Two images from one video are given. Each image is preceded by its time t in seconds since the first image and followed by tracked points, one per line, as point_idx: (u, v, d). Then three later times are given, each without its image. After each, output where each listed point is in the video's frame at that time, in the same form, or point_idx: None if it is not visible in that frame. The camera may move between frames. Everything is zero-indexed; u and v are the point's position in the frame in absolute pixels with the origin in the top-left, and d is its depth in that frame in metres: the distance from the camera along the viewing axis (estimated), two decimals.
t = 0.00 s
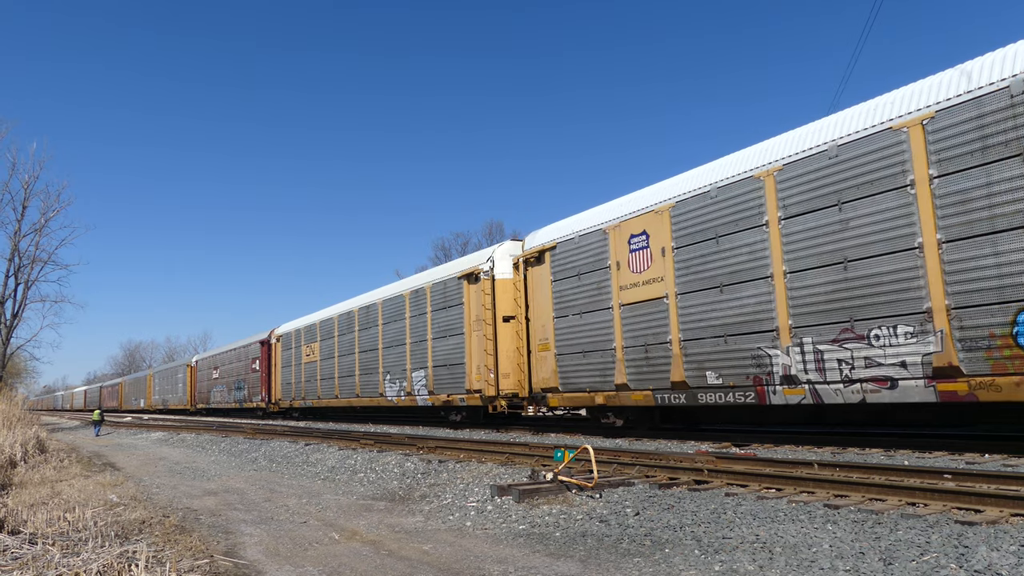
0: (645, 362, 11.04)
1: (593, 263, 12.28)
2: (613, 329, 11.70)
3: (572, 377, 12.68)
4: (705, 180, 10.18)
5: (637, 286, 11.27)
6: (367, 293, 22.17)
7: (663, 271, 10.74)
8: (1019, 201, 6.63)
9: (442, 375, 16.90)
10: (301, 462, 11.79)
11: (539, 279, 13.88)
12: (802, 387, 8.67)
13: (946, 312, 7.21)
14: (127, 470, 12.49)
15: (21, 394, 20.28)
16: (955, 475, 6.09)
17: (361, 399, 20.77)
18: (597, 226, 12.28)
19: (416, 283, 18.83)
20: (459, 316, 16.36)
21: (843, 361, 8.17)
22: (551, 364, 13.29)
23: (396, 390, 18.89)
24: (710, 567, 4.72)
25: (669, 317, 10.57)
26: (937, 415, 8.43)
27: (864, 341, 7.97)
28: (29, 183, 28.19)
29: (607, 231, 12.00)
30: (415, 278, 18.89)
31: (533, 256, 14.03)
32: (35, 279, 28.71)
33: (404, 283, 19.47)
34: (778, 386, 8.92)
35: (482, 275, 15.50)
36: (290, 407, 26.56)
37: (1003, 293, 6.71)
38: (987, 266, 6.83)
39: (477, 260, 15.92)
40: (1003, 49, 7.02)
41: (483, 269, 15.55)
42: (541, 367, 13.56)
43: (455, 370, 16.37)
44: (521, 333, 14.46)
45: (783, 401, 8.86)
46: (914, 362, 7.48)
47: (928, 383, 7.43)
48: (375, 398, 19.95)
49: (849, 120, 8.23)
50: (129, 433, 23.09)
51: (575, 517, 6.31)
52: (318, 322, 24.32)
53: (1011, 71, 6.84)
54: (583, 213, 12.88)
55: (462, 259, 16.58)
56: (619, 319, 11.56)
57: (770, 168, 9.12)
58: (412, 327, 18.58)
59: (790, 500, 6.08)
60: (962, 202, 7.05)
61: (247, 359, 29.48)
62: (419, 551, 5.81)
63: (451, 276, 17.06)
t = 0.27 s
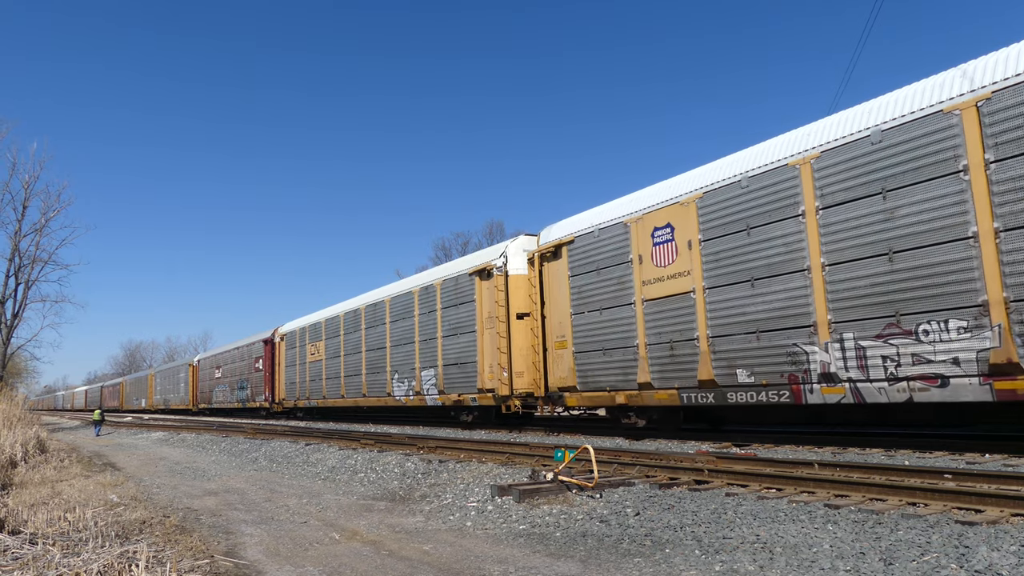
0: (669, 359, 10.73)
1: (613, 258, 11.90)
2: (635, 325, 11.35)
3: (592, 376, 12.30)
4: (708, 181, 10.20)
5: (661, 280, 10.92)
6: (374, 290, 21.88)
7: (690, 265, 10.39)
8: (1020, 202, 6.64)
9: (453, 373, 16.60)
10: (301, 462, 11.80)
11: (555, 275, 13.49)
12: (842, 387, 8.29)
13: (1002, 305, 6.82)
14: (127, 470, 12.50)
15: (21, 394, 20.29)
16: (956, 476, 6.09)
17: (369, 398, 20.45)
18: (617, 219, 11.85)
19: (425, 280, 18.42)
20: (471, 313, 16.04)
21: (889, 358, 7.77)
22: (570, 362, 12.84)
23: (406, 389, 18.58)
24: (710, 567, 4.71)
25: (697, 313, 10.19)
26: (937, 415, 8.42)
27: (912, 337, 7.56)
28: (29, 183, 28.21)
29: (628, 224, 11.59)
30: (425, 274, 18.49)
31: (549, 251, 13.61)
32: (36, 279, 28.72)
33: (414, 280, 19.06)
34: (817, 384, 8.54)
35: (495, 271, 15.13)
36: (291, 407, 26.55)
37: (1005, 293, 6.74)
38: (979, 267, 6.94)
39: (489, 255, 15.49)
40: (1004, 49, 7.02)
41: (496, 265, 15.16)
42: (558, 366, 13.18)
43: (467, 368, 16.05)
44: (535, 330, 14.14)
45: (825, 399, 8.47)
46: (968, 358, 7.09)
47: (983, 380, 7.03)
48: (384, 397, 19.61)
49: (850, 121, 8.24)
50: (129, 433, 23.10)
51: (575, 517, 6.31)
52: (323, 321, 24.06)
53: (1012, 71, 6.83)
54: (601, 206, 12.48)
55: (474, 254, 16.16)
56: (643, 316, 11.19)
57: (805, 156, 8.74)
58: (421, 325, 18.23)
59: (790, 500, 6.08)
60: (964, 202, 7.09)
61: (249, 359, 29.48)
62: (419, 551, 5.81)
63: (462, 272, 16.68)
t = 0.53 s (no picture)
0: (696, 358, 10.19)
1: (636, 252, 11.36)
2: (660, 322, 10.81)
3: (612, 375, 11.79)
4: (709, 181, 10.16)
5: (688, 275, 10.39)
6: (382, 288, 21.45)
7: (719, 258, 9.86)
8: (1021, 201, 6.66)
9: (464, 372, 16.19)
10: (302, 462, 11.80)
11: (574, 270, 12.94)
12: (886, 384, 7.78)
13: None
14: (128, 470, 12.52)
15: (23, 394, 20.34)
16: (956, 475, 6.08)
17: (376, 398, 19.99)
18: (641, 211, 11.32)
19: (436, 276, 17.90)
20: (484, 310, 15.59)
21: (938, 355, 7.26)
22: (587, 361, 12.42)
23: (415, 388, 18.15)
24: (711, 567, 4.72)
25: (727, 309, 9.68)
26: (937, 415, 8.43)
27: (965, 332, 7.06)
28: (31, 183, 28.24)
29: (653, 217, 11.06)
30: (435, 271, 17.98)
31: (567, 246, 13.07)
32: (37, 279, 28.74)
33: (423, 276, 18.53)
34: (858, 383, 8.04)
35: (508, 266, 14.62)
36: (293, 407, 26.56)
37: (1006, 293, 6.74)
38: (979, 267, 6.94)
39: (503, 251, 14.99)
40: (1006, 49, 7.03)
41: (509, 260, 14.63)
42: (576, 364, 12.70)
43: (479, 367, 15.62)
44: (552, 328, 13.60)
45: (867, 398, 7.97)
46: None
47: None
48: (392, 397, 19.19)
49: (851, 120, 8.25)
50: (131, 433, 23.13)
51: (576, 517, 6.31)
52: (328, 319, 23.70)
53: (1013, 71, 6.84)
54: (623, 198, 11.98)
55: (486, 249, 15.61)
56: (666, 312, 10.68)
57: (847, 143, 8.24)
58: (430, 323, 17.73)
59: (791, 500, 6.08)
60: (965, 202, 7.10)
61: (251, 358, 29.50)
62: (419, 551, 5.81)
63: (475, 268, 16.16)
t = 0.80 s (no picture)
0: (726, 355, 9.76)
1: (660, 245, 10.95)
2: (686, 318, 10.39)
3: (635, 374, 11.40)
4: (712, 180, 10.13)
5: (717, 269, 9.94)
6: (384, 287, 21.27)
7: (751, 250, 9.44)
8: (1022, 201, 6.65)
9: (476, 371, 15.75)
10: (303, 462, 11.81)
11: (593, 265, 12.53)
12: (938, 382, 7.33)
13: None
14: (128, 470, 12.53)
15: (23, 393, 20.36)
16: (957, 475, 6.08)
17: (383, 398, 19.56)
18: (666, 202, 10.89)
19: (447, 273, 17.49)
20: (497, 308, 15.21)
21: (996, 351, 6.80)
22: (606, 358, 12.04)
23: (424, 389, 17.66)
24: (712, 567, 4.72)
25: (761, 304, 9.24)
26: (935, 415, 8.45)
27: None
28: (31, 183, 28.28)
29: (679, 208, 10.63)
30: (446, 267, 17.57)
31: (586, 240, 12.64)
32: (37, 279, 28.74)
33: (433, 273, 18.12)
34: (907, 381, 7.59)
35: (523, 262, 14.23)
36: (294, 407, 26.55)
37: (1007, 293, 6.71)
38: (980, 267, 6.93)
39: (518, 246, 14.60)
40: (1007, 50, 7.04)
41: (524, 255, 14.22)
42: (595, 362, 12.31)
43: (491, 366, 15.24)
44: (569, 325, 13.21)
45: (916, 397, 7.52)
46: None
47: None
48: (400, 397, 18.72)
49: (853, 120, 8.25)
50: (131, 433, 23.15)
51: (577, 517, 6.31)
52: (333, 317, 23.36)
53: (1015, 71, 6.84)
54: (646, 190, 11.56)
55: (499, 244, 15.22)
56: (694, 308, 10.26)
57: (872, 134, 7.99)
58: (440, 321, 17.32)
59: (792, 500, 6.08)
60: (967, 202, 7.09)
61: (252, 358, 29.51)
62: (420, 551, 5.81)
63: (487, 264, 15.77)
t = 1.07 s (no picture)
0: (759, 353, 9.32)
1: (686, 238, 10.53)
2: (716, 314, 9.94)
3: (659, 373, 10.99)
4: (714, 181, 10.15)
5: (749, 263, 9.52)
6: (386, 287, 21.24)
7: (787, 242, 9.00)
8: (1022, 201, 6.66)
9: (488, 370, 15.37)
10: (304, 462, 11.83)
11: (615, 260, 12.09)
12: (994, 381, 6.88)
13: None
14: (130, 470, 12.56)
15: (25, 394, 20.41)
16: (958, 476, 6.08)
17: (388, 398, 19.46)
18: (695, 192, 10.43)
19: (458, 270, 17.08)
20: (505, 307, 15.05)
21: None
22: (629, 357, 11.61)
23: (434, 388, 17.30)
24: (712, 567, 4.72)
25: (797, 298, 8.80)
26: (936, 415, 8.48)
27: None
28: (32, 184, 28.36)
29: (707, 199, 10.19)
30: (457, 264, 17.19)
31: (608, 233, 12.20)
32: (38, 280, 28.82)
33: (444, 271, 17.73)
34: (959, 378, 7.13)
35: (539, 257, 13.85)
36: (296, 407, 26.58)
37: (1007, 294, 6.72)
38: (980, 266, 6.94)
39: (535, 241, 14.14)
40: (1007, 50, 7.04)
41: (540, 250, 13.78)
42: (616, 362, 11.91)
43: (504, 366, 14.86)
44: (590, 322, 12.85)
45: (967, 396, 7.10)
46: None
47: None
48: (407, 396, 18.46)
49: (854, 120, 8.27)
50: (133, 433, 23.20)
51: (578, 517, 6.31)
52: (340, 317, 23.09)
53: (1015, 71, 6.84)
54: (671, 181, 11.12)
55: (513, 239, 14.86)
56: (724, 304, 9.82)
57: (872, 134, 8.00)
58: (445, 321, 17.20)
59: (793, 500, 6.08)
60: (967, 202, 7.10)
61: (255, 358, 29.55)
62: (421, 551, 5.82)
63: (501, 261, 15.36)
